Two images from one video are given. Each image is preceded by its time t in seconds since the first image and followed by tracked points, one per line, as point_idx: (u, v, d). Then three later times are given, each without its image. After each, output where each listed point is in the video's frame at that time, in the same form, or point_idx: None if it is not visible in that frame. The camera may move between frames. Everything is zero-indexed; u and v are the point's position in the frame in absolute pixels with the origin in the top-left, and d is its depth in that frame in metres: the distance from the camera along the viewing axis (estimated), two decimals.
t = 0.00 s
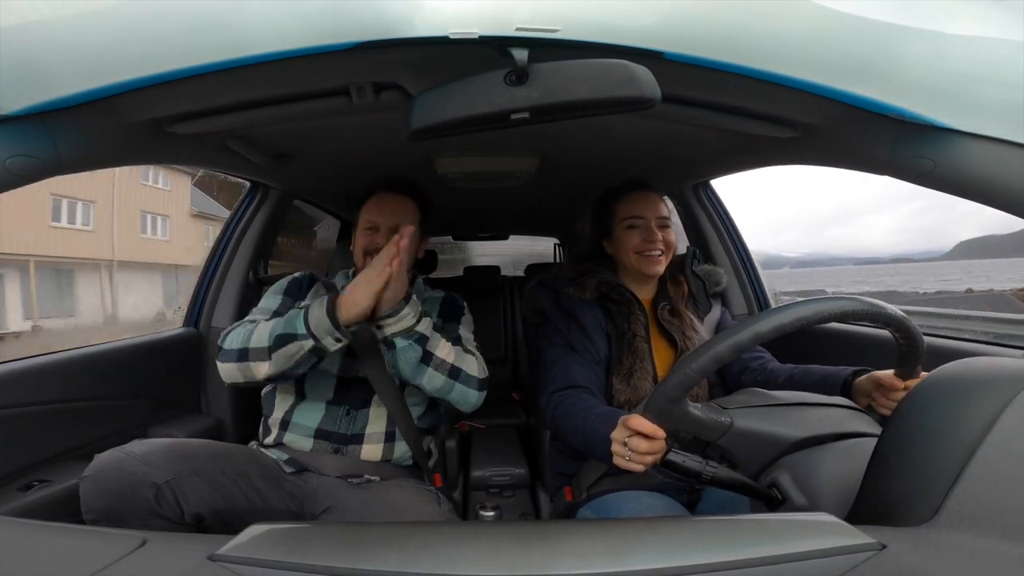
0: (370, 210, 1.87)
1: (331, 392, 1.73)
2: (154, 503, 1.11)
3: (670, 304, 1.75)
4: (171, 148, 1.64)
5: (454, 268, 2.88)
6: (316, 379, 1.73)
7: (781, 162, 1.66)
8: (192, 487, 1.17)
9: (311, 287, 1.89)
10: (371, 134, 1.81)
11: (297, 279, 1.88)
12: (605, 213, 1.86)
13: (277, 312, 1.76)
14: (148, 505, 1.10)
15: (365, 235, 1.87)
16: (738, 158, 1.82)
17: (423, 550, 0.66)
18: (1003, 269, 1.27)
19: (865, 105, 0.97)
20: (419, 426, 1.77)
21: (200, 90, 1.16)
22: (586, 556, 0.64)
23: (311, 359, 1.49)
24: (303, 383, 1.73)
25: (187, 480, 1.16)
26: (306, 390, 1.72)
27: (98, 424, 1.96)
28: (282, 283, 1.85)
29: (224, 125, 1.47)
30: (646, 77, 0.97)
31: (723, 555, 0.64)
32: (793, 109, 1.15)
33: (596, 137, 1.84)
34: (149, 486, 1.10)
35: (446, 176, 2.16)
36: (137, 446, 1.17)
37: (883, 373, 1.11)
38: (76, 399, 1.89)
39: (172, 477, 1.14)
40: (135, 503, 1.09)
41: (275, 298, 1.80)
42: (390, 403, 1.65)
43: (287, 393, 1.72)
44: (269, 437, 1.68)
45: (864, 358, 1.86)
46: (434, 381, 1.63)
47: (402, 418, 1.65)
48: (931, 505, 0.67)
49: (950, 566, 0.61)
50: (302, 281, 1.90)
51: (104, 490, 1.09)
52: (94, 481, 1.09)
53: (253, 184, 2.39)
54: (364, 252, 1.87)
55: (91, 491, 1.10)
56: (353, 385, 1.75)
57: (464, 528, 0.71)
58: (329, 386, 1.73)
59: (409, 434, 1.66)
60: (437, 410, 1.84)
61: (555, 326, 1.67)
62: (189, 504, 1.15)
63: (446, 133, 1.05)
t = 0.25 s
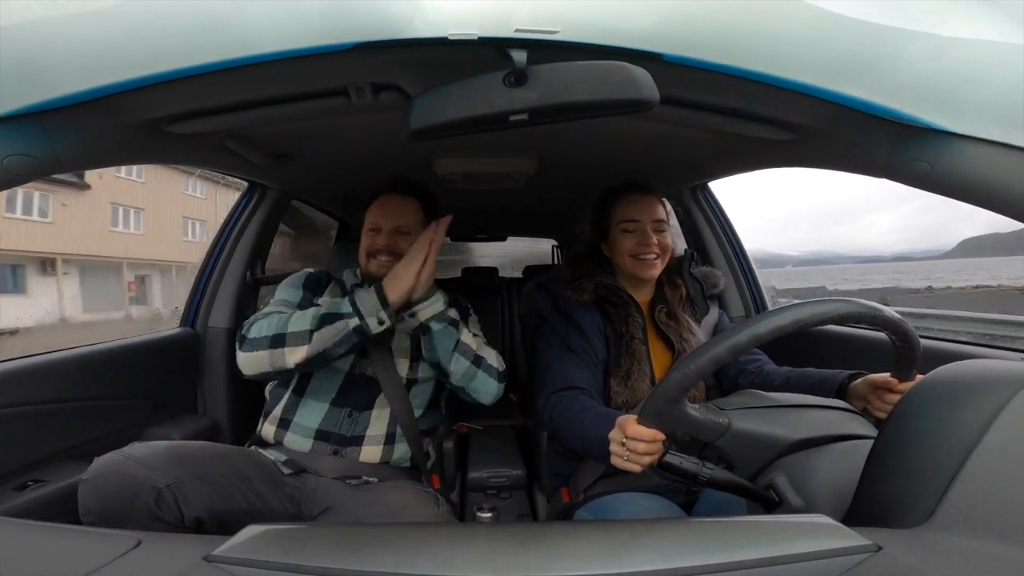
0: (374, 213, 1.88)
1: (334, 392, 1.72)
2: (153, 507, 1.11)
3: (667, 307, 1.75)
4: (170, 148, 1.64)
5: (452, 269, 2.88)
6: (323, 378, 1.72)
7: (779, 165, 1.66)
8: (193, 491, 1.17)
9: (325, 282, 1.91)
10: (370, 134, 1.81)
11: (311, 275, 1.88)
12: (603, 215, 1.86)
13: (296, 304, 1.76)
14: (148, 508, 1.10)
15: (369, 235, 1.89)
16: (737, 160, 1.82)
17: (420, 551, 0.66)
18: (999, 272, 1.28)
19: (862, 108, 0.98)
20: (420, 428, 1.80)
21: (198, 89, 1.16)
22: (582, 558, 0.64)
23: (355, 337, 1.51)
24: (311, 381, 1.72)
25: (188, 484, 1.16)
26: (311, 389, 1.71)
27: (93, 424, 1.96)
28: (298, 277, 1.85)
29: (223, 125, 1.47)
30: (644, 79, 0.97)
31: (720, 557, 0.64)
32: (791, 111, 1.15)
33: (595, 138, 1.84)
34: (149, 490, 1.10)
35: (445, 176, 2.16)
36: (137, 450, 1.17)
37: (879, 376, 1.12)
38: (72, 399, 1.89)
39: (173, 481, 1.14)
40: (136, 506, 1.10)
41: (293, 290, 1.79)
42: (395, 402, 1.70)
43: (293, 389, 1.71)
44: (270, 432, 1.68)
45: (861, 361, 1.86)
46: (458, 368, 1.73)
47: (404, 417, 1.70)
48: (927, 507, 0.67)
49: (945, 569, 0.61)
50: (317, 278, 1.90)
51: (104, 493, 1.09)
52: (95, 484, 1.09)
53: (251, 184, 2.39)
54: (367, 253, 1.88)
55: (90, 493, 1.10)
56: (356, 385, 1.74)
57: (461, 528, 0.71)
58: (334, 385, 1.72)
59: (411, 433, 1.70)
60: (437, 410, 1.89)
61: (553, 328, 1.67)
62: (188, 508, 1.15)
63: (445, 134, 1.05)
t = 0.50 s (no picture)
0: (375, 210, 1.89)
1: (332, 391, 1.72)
2: (152, 506, 1.10)
3: (665, 306, 1.75)
4: (169, 147, 1.64)
5: (451, 269, 2.88)
6: (321, 377, 1.73)
7: (777, 165, 1.66)
8: (190, 489, 1.17)
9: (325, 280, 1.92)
10: (370, 133, 1.81)
11: (312, 274, 1.89)
12: (603, 214, 1.86)
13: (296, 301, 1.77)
14: (146, 507, 1.10)
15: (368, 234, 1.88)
16: (736, 160, 1.82)
17: (418, 551, 0.66)
18: (997, 273, 1.28)
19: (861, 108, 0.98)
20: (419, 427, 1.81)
21: (198, 88, 1.16)
22: (580, 558, 0.64)
23: (339, 333, 1.50)
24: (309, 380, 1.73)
25: (185, 482, 1.17)
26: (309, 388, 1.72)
27: (91, 423, 1.95)
28: (299, 275, 1.86)
29: (221, 124, 1.47)
30: (643, 79, 0.97)
31: (717, 557, 0.64)
32: (790, 112, 1.15)
33: (594, 138, 1.84)
34: (145, 488, 1.10)
35: (444, 176, 2.16)
36: (134, 449, 1.16)
37: (876, 376, 1.12)
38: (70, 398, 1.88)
39: (170, 479, 1.14)
40: (133, 504, 1.09)
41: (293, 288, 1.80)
42: (394, 401, 1.70)
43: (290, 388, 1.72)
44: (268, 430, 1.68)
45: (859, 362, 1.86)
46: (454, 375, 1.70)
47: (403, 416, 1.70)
48: (924, 507, 0.68)
49: (943, 569, 0.61)
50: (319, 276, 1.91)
51: (101, 492, 1.08)
52: (92, 483, 1.08)
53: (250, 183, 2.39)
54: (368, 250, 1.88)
55: (88, 492, 1.08)
56: (355, 387, 1.75)
57: (459, 528, 0.71)
58: (332, 384, 1.73)
59: (410, 432, 1.70)
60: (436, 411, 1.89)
61: (553, 327, 1.68)
62: (186, 505, 1.15)
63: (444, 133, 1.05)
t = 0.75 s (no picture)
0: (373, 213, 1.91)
1: (334, 395, 1.72)
2: (155, 509, 1.11)
3: (665, 306, 1.75)
4: (167, 148, 1.63)
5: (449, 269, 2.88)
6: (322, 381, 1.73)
7: (776, 165, 1.66)
8: (193, 492, 1.18)
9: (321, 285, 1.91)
10: (368, 134, 1.81)
11: (307, 279, 1.88)
12: (604, 215, 1.87)
13: (286, 313, 1.76)
14: (149, 510, 1.10)
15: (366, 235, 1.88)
16: (734, 160, 1.82)
17: (418, 552, 0.66)
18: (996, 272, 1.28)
19: (860, 108, 0.98)
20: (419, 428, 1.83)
21: (196, 88, 1.16)
22: (581, 558, 0.64)
23: (311, 376, 1.52)
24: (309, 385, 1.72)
25: (189, 485, 1.17)
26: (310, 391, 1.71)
27: (90, 425, 1.95)
28: (291, 282, 1.85)
29: (219, 125, 1.47)
30: (642, 79, 0.97)
31: (718, 557, 0.64)
32: (788, 111, 1.15)
33: (593, 139, 1.84)
34: (150, 492, 1.11)
35: (442, 176, 2.16)
36: (138, 453, 1.17)
37: (875, 375, 1.12)
38: (69, 400, 1.88)
39: (174, 482, 1.14)
40: (137, 508, 1.09)
41: (282, 297, 1.79)
42: (394, 403, 1.69)
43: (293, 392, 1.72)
44: (266, 433, 1.67)
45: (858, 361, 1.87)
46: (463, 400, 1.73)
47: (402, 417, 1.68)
48: (924, 506, 0.68)
49: (943, 567, 0.61)
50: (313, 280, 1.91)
51: (105, 495, 1.09)
52: (96, 487, 1.09)
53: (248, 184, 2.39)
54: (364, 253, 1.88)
55: (91, 495, 1.09)
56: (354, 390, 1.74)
57: (459, 528, 0.72)
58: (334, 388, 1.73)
59: (411, 434, 1.69)
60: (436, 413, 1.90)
61: (553, 327, 1.68)
62: (189, 509, 1.15)
63: (443, 133, 1.05)
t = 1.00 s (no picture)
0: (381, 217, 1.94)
1: (338, 406, 1.71)
2: (155, 510, 1.12)
3: (664, 307, 1.75)
4: (164, 150, 1.63)
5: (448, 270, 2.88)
6: (324, 393, 1.72)
7: (774, 164, 1.66)
8: (196, 495, 1.16)
9: (313, 296, 1.83)
10: (366, 135, 1.81)
11: (294, 291, 1.82)
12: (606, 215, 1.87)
13: (259, 330, 1.67)
14: (150, 511, 1.12)
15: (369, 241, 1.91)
16: (732, 160, 1.82)
17: (419, 553, 0.66)
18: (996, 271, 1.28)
19: (858, 108, 0.98)
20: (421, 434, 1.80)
21: (194, 90, 1.16)
22: (583, 559, 0.64)
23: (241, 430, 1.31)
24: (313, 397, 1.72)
25: (191, 487, 1.16)
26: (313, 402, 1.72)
27: (89, 428, 1.95)
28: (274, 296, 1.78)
29: (216, 127, 1.47)
30: (640, 79, 0.97)
31: (720, 557, 0.64)
32: (786, 110, 1.16)
33: (591, 139, 1.84)
34: (151, 492, 1.12)
35: (441, 177, 2.16)
36: (140, 457, 1.21)
37: (875, 374, 1.12)
38: (68, 403, 1.88)
39: (175, 485, 1.14)
40: (139, 507, 1.12)
41: (262, 314, 1.71)
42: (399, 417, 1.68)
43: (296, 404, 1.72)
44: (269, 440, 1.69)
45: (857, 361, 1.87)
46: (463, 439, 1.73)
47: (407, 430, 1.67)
48: (925, 505, 0.68)
49: (944, 566, 0.61)
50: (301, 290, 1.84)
51: (106, 496, 1.12)
52: (96, 488, 1.12)
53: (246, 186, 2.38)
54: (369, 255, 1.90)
55: (93, 496, 1.12)
56: (359, 402, 1.72)
57: (459, 529, 0.72)
58: (337, 400, 1.72)
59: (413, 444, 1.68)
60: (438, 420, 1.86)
61: (553, 328, 1.68)
62: (191, 511, 1.14)
63: (441, 134, 1.05)
